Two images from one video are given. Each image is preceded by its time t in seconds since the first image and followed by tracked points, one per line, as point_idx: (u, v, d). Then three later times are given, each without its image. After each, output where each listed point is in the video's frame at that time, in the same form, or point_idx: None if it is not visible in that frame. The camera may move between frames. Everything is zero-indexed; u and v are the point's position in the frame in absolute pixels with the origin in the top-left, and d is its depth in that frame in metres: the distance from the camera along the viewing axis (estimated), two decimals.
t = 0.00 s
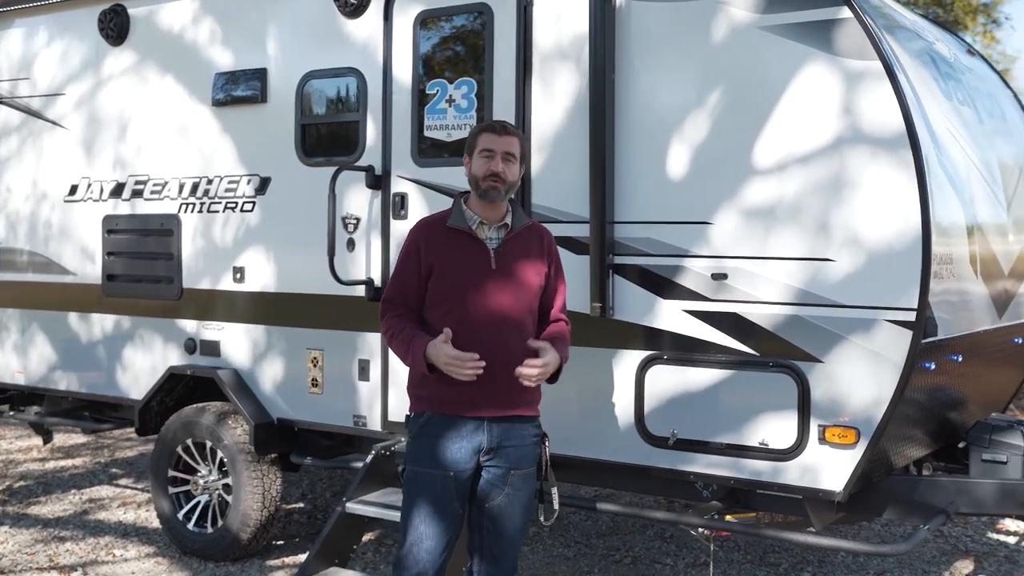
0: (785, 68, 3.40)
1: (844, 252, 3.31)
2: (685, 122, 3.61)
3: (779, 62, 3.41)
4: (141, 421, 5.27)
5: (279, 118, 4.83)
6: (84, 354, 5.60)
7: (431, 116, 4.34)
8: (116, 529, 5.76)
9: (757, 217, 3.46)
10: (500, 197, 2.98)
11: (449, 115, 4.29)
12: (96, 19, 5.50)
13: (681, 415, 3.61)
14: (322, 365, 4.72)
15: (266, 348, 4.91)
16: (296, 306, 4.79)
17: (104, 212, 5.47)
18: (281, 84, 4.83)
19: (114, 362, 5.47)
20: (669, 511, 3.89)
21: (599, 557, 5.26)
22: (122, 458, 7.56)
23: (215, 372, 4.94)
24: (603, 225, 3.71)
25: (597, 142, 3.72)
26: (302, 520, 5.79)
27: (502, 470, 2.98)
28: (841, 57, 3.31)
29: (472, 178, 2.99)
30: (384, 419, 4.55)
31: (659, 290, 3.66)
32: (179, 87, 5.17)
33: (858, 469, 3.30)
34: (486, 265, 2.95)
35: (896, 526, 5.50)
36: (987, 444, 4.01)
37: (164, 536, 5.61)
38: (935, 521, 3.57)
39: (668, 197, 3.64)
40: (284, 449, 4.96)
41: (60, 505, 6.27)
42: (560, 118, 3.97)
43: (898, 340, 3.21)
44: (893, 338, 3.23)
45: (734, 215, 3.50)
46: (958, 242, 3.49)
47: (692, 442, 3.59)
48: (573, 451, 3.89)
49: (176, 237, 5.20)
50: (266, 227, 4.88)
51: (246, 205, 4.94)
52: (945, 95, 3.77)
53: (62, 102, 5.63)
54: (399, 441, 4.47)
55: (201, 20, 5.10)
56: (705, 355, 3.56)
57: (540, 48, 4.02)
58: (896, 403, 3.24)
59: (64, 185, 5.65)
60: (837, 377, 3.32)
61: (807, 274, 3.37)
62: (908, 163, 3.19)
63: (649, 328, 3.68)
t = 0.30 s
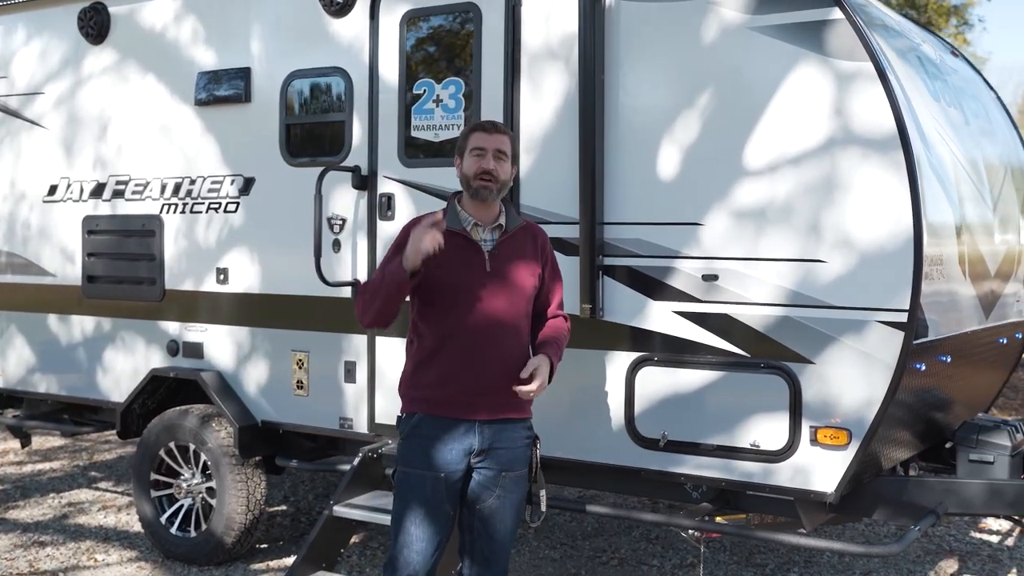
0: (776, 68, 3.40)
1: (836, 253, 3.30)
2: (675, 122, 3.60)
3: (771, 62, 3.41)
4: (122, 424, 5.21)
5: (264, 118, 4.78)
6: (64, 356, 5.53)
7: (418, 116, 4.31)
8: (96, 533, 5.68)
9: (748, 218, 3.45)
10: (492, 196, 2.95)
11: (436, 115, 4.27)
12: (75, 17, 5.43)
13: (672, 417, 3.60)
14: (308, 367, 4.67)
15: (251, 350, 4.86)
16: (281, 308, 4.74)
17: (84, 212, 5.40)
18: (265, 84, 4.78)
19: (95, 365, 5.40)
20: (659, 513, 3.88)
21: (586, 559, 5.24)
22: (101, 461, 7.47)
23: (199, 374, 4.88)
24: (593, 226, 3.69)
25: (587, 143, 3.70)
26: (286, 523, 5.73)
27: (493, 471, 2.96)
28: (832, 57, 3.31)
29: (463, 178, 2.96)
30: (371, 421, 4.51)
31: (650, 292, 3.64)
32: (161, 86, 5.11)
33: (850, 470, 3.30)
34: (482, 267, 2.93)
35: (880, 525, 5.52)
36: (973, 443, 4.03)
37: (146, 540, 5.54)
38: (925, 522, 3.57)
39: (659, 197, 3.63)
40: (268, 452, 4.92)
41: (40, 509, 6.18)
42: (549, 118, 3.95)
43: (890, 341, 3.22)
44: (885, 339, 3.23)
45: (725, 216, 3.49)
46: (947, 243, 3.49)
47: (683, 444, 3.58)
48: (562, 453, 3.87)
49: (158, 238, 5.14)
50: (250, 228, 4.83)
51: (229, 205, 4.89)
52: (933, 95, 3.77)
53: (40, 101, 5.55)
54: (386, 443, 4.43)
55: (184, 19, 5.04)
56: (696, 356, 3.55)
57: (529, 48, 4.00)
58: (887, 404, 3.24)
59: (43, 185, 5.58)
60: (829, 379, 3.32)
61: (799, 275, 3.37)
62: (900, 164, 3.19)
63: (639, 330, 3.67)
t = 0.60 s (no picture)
0: (774, 68, 3.39)
1: (834, 254, 3.29)
2: (671, 122, 3.58)
3: (768, 62, 3.40)
4: (108, 427, 5.14)
5: (253, 117, 4.73)
6: (49, 358, 5.46)
7: (411, 116, 4.27)
8: (82, 537, 5.61)
9: (745, 219, 3.44)
10: (495, 198, 2.94)
11: (429, 114, 4.23)
12: (60, 14, 5.36)
13: (668, 418, 3.58)
14: (298, 368, 4.63)
15: (240, 351, 4.81)
16: (271, 309, 4.69)
17: (69, 212, 5.34)
18: (255, 83, 4.73)
19: (81, 366, 5.34)
20: (654, 515, 3.85)
21: (577, 561, 5.21)
22: (84, 464, 7.39)
23: (187, 376, 4.83)
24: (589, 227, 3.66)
25: (583, 143, 3.68)
26: (274, 526, 5.68)
27: (492, 473, 2.93)
28: (830, 57, 3.30)
29: (467, 179, 2.95)
30: (362, 424, 4.47)
31: (646, 292, 3.62)
32: (148, 85, 5.05)
33: (848, 471, 3.30)
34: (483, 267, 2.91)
35: (871, 525, 5.51)
36: (967, 443, 4.04)
37: (133, 544, 5.48)
38: (922, 523, 3.57)
39: (655, 198, 3.61)
40: (258, 455, 4.87)
41: (23, 513, 6.10)
42: (543, 118, 3.92)
43: (889, 342, 3.21)
44: (884, 340, 3.22)
45: (722, 217, 3.48)
46: (944, 243, 3.49)
47: (680, 446, 3.56)
48: (557, 455, 3.84)
49: (146, 238, 5.08)
50: (239, 228, 4.77)
51: (218, 205, 4.84)
52: (928, 95, 3.77)
53: (24, 100, 5.48)
54: (378, 446, 4.39)
55: (171, 17, 4.98)
56: (693, 357, 3.53)
57: (523, 47, 3.97)
58: (886, 405, 3.23)
59: (27, 185, 5.50)
60: (827, 380, 3.31)
61: (796, 276, 3.36)
62: (898, 165, 3.19)
63: (635, 331, 3.65)
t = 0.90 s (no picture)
0: (765, 68, 3.38)
1: (826, 254, 3.29)
2: (663, 123, 3.57)
3: (759, 62, 3.40)
4: (91, 429, 5.08)
5: (238, 117, 4.68)
6: (30, 360, 5.39)
7: (399, 115, 4.24)
8: (63, 541, 5.54)
9: (736, 219, 3.43)
10: (497, 205, 2.94)
11: (417, 114, 4.20)
12: (41, 12, 5.29)
13: (659, 419, 3.57)
14: (284, 370, 4.59)
15: (225, 353, 4.76)
16: (256, 310, 4.64)
17: (50, 212, 5.28)
18: (240, 83, 4.69)
19: (62, 368, 5.27)
20: (644, 516, 3.84)
21: (564, 563, 5.17)
22: (63, 467, 7.30)
23: (171, 377, 4.77)
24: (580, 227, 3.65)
25: (573, 143, 3.67)
26: (258, 529, 5.63)
27: (488, 478, 2.93)
28: (821, 57, 3.30)
29: (471, 184, 2.94)
30: (349, 425, 4.43)
31: (637, 293, 3.61)
32: (130, 84, 4.99)
33: (840, 471, 3.30)
34: (476, 269, 2.92)
35: (856, 525, 5.51)
36: (955, 443, 4.05)
37: (115, 548, 5.42)
38: (912, 523, 3.57)
39: (646, 198, 3.60)
40: (243, 457, 4.82)
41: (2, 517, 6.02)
42: (533, 117, 3.91)
43: (881, 342, 3.21)
44: (876, 340, 3.22)
45: (713, 217, 3.47)
46: (934, 244, 3.49)
47: (671, 447, 3.55)
48: (547, 456, 3.82)
49: (128, 238, 5.02)
50: (224, 228, 4.72)
51: (202, 205, 4.79)
52: (917, 95, 3.77)
53: (4, 98, 5.41)
54: (365, 447, 4.36)
55: (155, 15, 4.93)
56: (684, 358, 3.52)
57: (513, 47, 3.95)
58: (878, 405, 3.24)
59: (7, 184, 5.43)
60: (819, 380, 3.31)
61: (788, 276, 3.35)
62: (890, 165, 3.19)
63: (626, 331, 3.64)
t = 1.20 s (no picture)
0: (751, 66, 3.38)
1: (813, 252, 3.29)
2: (648, 121, 3.56)
3: (746, 60, 3.39)
4: (67, 431, 5.00)
5: (217, 114, 4.63)
6: (4, 361, 5.31)
7: (381, 113, 4.20)
8: (38, 544, 5.46)
9: (723, 218, 3.43)
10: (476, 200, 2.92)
11: (400, 111, 4.17)
12: (16, 8, 5.21)
13: (645, 418, 3.55)
14: (265, 370, 4.53)
15: (204, 353, 4.70)
16: (236, 310, 4.59)
17: (25, 211, 5.20)
18: (219, 80, 4.63)
19: (37, 369, 5.19)
20: (629, 516, 3.82)
21: (547, 563, 5.13)
22: (37, 469, 7.19)
23: (149, 378, 4.70)
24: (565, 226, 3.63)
25: (558, 141, 3.65)
26: (236, 531, 5.57)
27: (471, 481, 2.88)
28: (807, 56, 3.30)
29: (448, 180, 2.94)
30: (331, 426, 4.39)
31: (623, 292, 3.59)
32: (107, 81, 4.92)
33: (827, 470, 3.30)
34: (458, 266, 2.90)
35: (836, 523, 5.51)
36: (937, 440, 4.04)
37: (91, 551, 5.34)
38: (897, 521, 3.58)
39: (631, 197, 3.58)
40: (222, 459, 4.76)
41: None
42: (517, 116, 3.88)
43: (867, 341, 3.21)
44: (862, 339, 3.22)
45: (700, 216, 3.46)
46: (918, 243, 3.49)
47: (657, 446, 3.54)
48: (531, 456, 3.80)
49: (105, 238, 4.95)
50: (203, 227, 4.66)
51: (181, 204, 4.72)
52: (900, 94, 3.78)
53: None
54: (347, 448, 4.32)
55: (132, 11, 4.86)
56: (670, 357, 3.51)
57: (497, 44, 3.92)
58: (864, 403, 3.24)
59: None
60: (805, 379, 3.31)
61: (775, 275, 3.35)
62: (877, 164, 3.19)
63: (612, 330, 3.62)
